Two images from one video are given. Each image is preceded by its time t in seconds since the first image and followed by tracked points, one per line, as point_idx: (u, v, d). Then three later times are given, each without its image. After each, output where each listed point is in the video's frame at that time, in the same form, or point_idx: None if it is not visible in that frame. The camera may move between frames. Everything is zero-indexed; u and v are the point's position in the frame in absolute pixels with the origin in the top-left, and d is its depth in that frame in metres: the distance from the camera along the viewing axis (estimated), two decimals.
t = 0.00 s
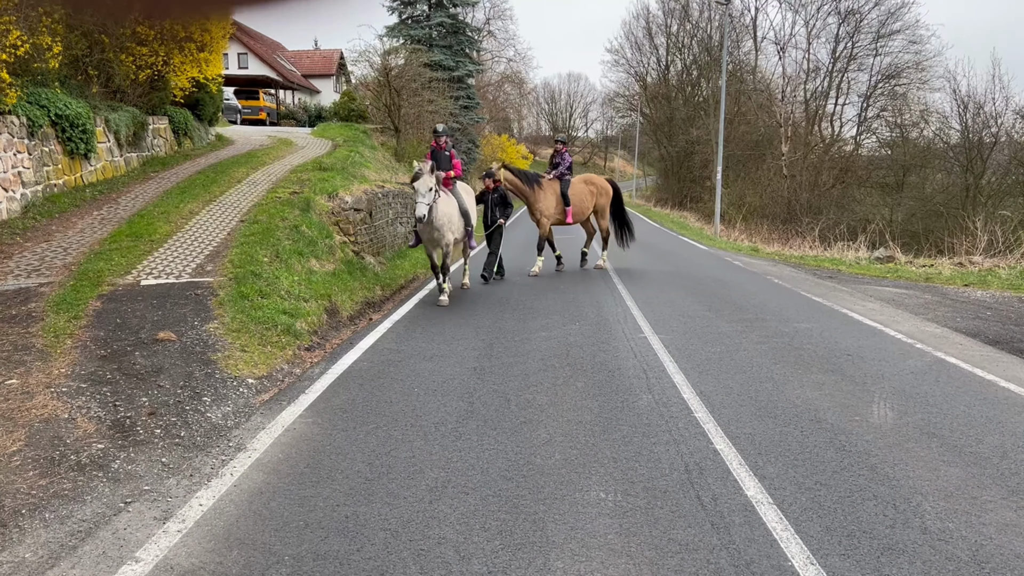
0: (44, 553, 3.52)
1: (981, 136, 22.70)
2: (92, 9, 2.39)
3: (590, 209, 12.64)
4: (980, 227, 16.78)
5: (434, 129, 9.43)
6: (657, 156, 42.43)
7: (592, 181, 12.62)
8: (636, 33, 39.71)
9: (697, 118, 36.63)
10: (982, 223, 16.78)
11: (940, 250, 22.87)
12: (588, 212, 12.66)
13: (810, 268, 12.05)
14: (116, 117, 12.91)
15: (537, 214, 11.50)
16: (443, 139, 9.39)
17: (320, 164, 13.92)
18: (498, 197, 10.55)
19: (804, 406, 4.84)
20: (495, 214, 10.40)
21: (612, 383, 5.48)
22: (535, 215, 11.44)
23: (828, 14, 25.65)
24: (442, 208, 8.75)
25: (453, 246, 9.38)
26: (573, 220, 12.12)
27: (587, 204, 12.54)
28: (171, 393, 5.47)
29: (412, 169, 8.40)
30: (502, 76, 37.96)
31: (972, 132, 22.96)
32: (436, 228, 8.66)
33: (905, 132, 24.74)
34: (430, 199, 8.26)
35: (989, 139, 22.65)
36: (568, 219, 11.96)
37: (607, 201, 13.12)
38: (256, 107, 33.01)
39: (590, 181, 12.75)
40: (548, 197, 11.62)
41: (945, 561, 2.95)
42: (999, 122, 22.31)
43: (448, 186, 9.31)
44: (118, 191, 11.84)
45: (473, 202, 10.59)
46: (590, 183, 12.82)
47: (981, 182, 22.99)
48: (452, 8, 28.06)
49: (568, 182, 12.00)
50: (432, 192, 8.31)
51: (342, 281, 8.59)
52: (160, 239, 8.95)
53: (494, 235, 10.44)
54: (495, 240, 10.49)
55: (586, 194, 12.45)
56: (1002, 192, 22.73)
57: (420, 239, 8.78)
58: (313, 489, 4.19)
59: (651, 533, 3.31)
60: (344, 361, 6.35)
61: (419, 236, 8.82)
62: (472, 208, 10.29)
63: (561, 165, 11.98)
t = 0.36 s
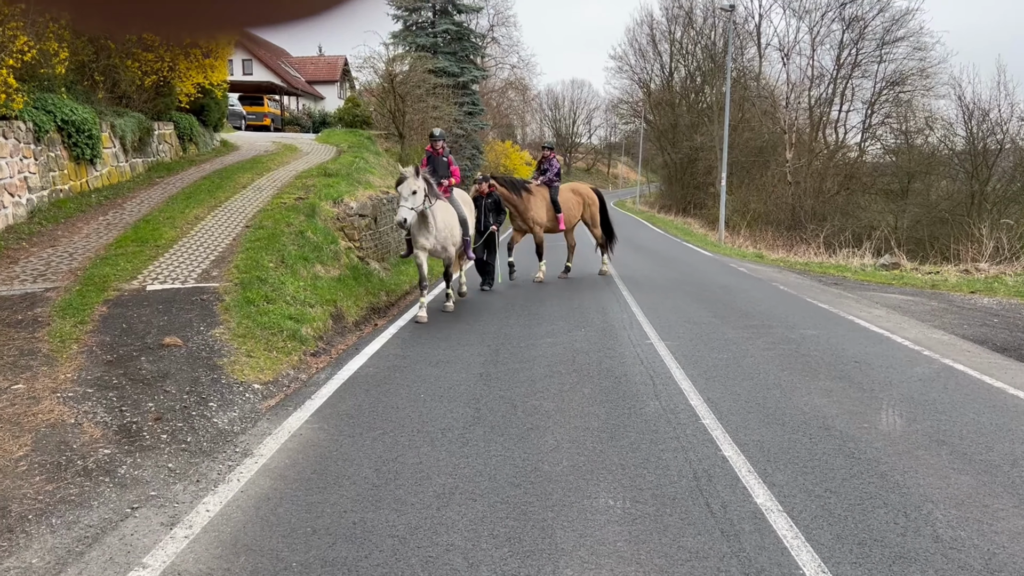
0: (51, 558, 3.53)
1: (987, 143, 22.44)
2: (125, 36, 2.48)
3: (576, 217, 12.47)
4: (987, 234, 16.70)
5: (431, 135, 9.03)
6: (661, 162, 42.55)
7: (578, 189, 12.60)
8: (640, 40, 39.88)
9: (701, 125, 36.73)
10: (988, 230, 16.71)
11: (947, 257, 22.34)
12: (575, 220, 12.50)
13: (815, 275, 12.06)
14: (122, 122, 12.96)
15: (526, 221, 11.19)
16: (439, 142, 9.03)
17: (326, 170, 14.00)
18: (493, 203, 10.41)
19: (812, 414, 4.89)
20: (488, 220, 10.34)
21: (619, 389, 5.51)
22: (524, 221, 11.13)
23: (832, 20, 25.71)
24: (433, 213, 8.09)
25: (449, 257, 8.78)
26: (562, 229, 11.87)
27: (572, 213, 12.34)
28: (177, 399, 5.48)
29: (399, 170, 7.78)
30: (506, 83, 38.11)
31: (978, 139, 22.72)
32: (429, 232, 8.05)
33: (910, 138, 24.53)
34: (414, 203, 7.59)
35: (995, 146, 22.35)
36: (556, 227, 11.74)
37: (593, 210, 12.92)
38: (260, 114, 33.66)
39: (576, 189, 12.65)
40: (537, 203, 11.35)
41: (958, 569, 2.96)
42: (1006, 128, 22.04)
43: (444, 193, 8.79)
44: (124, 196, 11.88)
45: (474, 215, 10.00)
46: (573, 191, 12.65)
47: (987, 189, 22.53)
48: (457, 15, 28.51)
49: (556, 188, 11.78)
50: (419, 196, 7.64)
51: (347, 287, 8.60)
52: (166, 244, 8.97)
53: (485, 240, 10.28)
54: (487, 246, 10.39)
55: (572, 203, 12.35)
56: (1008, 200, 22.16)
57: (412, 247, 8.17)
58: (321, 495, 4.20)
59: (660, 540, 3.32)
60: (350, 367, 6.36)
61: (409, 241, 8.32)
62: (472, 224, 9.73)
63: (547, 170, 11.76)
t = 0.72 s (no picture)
0: (60, 565, 3.54)
1: (999, 155, 22.61)
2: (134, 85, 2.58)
3: (566, 226, 12.30)
4: (999, 246, 16.58)
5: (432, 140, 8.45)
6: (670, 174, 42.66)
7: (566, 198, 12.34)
8: (649, 51, 40.09)
9: (711, 136, 36.82)
10: (1001, 242, 16.59)
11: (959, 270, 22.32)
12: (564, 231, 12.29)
13: (826, 286, 12.06)
14: (134, 132, 13.02)
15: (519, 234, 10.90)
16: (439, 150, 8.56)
17: (336, 180, 14.09)
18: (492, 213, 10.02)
19: (825, 425, 4.89)
20: (488, 234, 10.24)
21: (629, 400, 5.52)
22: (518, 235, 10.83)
23: (843, 31, 25.74)
24: (432, 228, 7.70)
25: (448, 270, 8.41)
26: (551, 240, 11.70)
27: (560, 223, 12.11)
28: (188, 406, 5.50)
29: (393, 183, 7.35)
30: (516, 94, 38.41)
31: (989, 151, 22.88)
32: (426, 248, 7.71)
33: (922, 150, 25.00)
34: (408, 220, 7.22)
35: (1006, 158, 22.55)
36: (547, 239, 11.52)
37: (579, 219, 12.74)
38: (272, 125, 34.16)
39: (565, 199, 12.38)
40: (532, 216, 11.03)
41: None
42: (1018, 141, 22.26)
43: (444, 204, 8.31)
44: (136, 206, 11.97)
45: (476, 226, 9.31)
46: (563, 201, 12.45)
47: (999, 202, 22.63)
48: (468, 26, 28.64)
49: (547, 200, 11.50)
50: (413, 213, 7.27)
51: (358, 296, 8.64)
52: (177, 253, 9.04)
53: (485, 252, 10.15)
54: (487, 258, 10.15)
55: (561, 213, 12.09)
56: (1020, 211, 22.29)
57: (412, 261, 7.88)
58: (330, 504, 4.20)
59: (671, 552, 3.31)
60: (360, 376, 6.38)
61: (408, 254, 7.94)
62: (473, 235, 9.25)
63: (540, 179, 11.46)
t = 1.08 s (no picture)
0: None
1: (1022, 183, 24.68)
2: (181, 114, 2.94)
3: (568, 249, 11.82)
4: None
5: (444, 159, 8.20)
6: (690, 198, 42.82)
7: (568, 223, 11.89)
8: (670, 76, 40.49)
9: (732, 160, 36.99)
10: None
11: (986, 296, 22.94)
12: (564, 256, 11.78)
13: (849, 312, 12.03)
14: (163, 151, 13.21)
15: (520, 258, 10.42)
16: (453, 170, 8.17)
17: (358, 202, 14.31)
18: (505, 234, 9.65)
19: (850, 453, 4.87)
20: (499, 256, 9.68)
21: (651, 425, 5.54)
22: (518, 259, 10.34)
23: (865, 58, 25.84)
24: (440, 249, 7.29)
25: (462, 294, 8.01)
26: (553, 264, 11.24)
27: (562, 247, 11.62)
28: (210, 425, 5.55)
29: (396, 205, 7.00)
30: (537, 118, 39.01)
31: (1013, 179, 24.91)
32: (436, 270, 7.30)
33: (945, 177, 26.08)
34: (413, 241, 6.84)
35: None
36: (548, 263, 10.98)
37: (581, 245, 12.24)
38: (296, 146, 35.09)
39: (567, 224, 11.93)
40: (532, 239, 10.56)
41: None
42: None
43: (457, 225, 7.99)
44: (161, 224, 12.20)
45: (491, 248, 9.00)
46: (565, 224, 12.00)
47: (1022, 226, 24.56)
48: (490, 51, 29.22)
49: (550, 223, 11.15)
50: (419, 234, 6.90)
51: (379, 316, 8.71)
52: (202, 272, 9.17)
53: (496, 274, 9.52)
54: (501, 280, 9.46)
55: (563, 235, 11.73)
56: None
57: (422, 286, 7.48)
58: (354, 525, 4.21)
59: None
60: (381, 397, 6.41)
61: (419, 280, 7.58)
62: (489, 258, 8.83)
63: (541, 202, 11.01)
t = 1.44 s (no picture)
0: None
1: None
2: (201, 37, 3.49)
3: (565, 279, 11.55)
4: None
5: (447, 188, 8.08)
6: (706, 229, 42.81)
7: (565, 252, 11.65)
8: (686, 108, 40.82)
9: (747, 192, 37.09)
10: None
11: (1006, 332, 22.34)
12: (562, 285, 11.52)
13: (866, 346, 11.94)
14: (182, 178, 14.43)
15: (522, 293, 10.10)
16: (456, 199, 7.93)
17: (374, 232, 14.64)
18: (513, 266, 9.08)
19: (868, 491, 4.83)
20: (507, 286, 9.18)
21: (667, 459, 5.54)
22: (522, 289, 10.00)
23: (881, 92, 25.91)
24: (441, 275, 6.83)
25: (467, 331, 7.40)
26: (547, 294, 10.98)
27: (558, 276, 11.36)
28: (224, 451, 5.57)
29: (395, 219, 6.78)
30: (552, 147, 39.46)
31: None
32: (437, 297, 6.76)
33: (963, 212, 25.22)
34: (401, 253, 6.49)
35: None
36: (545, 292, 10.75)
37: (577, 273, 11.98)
38: (313, 173, 35.70)
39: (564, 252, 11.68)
40: (531, 265, 10.30)
41: None
42: None
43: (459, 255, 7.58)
44: (177, 249, 12.73)
45: (497, 286, 8.51)
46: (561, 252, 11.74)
47: None
48: (506, 82, 29.59)
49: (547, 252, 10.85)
50: (411, 248, 6.55)
51: (393, 343, 8.76)
52: (218, 297, 9.35)
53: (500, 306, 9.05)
54: (506, 314, 9.02)
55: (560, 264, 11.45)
56: None
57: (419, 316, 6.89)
58: (365, 555, 4.19)
59: None
60: (394, 425, 6.40)
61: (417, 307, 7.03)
62: (495, 296, 8.32)
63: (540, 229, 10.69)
